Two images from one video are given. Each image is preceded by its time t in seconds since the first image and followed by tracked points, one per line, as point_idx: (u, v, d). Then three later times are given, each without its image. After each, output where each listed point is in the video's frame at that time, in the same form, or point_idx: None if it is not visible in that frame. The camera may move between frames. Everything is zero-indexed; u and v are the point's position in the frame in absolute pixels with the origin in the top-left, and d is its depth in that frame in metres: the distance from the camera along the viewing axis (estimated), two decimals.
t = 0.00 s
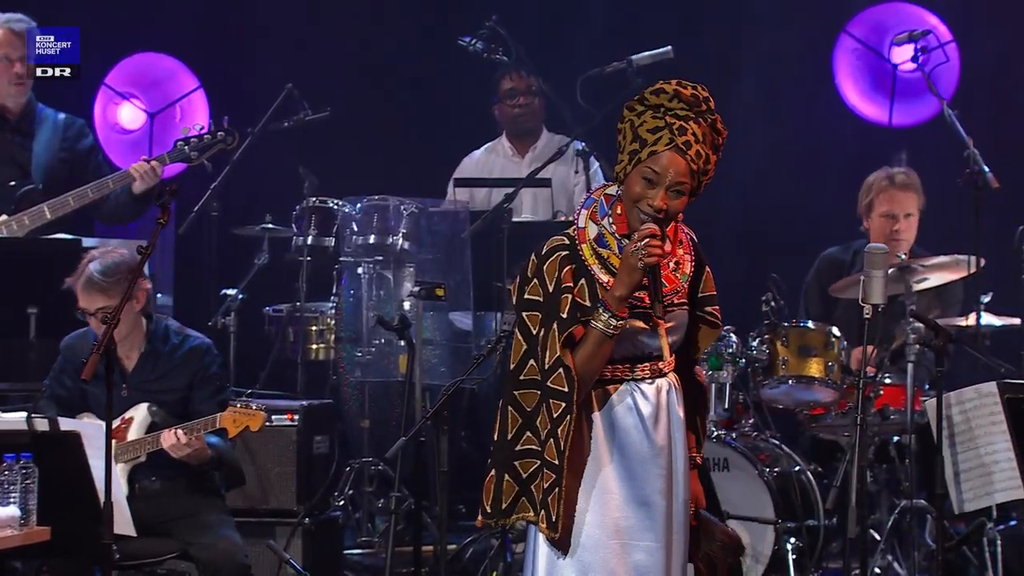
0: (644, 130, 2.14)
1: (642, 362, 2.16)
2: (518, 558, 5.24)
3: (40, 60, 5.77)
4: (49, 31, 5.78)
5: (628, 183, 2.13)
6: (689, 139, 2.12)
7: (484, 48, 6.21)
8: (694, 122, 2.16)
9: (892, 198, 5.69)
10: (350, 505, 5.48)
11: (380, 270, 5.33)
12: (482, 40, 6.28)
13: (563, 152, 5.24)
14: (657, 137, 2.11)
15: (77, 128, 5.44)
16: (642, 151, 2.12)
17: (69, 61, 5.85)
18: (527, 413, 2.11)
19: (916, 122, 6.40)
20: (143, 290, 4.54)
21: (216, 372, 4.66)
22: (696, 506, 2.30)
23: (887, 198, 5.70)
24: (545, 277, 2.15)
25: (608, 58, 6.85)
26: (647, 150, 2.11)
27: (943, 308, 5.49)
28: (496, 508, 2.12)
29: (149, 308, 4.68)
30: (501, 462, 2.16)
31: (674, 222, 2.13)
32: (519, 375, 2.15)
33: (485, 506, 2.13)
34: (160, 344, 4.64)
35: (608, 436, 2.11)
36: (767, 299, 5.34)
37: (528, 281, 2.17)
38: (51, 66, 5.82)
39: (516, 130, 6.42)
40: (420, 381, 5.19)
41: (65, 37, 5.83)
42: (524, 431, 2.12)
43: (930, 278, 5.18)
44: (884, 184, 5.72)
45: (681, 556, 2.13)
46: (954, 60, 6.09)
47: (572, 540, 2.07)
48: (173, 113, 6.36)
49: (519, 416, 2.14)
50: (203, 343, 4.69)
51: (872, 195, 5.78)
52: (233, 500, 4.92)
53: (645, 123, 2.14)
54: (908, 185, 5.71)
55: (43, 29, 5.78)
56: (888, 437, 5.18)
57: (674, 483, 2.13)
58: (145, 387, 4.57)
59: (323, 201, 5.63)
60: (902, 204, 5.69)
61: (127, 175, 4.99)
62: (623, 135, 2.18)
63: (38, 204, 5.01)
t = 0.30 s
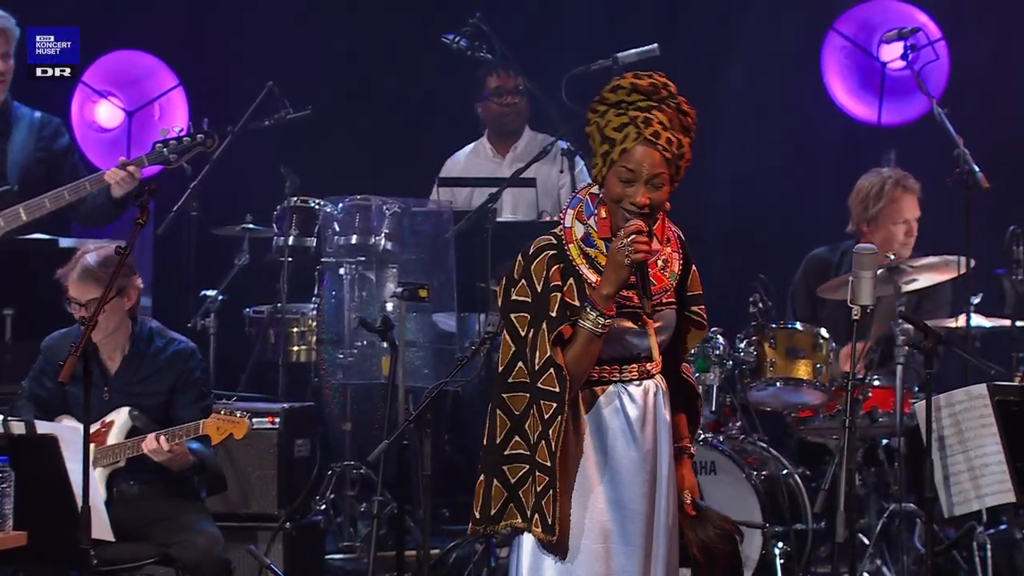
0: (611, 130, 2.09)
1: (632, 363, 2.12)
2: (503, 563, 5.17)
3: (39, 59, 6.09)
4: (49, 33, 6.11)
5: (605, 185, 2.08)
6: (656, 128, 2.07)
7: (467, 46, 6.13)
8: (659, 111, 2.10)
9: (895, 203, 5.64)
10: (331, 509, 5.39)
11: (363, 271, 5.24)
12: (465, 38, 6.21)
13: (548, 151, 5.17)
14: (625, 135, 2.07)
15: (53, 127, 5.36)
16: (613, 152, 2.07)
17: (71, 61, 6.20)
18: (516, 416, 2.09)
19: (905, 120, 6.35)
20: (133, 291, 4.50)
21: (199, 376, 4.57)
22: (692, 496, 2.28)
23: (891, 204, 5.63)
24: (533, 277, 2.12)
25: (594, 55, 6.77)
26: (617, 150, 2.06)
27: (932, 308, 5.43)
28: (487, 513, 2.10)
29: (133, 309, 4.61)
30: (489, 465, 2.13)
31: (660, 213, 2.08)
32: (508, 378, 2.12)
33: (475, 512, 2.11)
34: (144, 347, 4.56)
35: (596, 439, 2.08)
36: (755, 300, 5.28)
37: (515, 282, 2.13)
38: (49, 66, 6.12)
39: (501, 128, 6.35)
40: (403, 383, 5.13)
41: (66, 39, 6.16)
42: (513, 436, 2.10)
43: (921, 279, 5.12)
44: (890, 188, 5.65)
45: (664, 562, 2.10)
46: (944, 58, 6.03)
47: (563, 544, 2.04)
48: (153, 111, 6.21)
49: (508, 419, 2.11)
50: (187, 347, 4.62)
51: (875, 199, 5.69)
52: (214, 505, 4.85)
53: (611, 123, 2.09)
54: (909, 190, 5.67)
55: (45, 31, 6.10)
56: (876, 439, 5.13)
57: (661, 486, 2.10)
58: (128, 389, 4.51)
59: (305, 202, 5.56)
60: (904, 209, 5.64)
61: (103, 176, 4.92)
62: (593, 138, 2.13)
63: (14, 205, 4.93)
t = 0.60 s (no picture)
0: (552, 139, 2.04)
1: (611, 366, 2.08)
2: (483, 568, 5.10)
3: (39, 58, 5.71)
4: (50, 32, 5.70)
5: (564, 192, 2.03)
6: (593, 122, 2.01)
7: (446, 44, 6.05)
8: (591, 104, 2.05)
9: (887, 204, 5.57)
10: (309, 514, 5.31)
11: (342, 271, 5.17)
12: (445, 35, 6.12)
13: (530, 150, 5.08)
14: (566, 139, 2.02)
15: (27, 126, 5.26)
16: (561, 159, 2.02)
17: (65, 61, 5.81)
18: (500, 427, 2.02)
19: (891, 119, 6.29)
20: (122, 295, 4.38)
21: (189, 381, 4.47)
22: (682, 491, 2.25)
23: (883, 204, 5.57)
24: (510, 287, 2.05)
25: (578, 51, 6.68)
26: (563, 156, 2.01)
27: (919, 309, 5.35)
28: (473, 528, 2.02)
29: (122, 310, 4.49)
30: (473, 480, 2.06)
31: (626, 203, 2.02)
32: (490, 389, 2.04)
33: (462, 527, 2.03)
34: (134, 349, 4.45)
35: (579, 446, 2.04)
36: (739, 301, 5.19)
37: (492, 292, 2.07)
38: (50, 65, 5.77)
39: (483, 126, 6.26)
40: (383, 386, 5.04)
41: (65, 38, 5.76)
42: (497, 447, 2.03)
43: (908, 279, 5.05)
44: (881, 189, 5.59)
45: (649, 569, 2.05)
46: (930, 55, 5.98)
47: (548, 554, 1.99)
48: (126, 109, 6.16)
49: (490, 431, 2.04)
50: (178, 351, 4.51)
51: (867, 200, 5.62)
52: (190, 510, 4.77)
53: (549, 132, 2.04)
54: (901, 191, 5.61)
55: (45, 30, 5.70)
56: (863, 441, 5.05)
57: (644, 492, 2.06)
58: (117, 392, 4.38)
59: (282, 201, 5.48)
60: (896, 210, 5.58)
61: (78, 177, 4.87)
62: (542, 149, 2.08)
63: None
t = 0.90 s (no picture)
0: (520, 134, 2.06)
1: (593, 367, 2.07)
2: (467, 572, 5.02)
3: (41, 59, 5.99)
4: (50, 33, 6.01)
5: (531, 190, 2.05)
6: (558, 117, 2.02)
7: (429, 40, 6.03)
8: (558, 100, 2.05)
9: (875, 203, 5.51)
10: (290, 519, 5.22)
11: (323, 272, 5.07)
12: (427, 34, 6.09)
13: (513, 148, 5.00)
14: (532, 134, 2.03)
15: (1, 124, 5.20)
16: (527, 154, 2.04)
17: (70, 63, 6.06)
18: (476, 432, 2.01)
19: (882, 116, 6.22)
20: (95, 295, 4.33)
21: (162, 381, 4.39)
22: (677, 502, 2.21)
23: (869, 202, 5.51)
24: (480, 290, 2.07)
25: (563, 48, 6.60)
26: (528, 152, 2.03)
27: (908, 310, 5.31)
28: (450, 535, 2.00)
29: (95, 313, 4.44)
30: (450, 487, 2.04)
31: (590, 200, 2.03)
32: (465, 394, 2.04)
33: (438, 534, 2.01)
34: (107, 350, 4.39)
35: (559, 448, 2.03)
36: (726, 302, 5.13)
37: (465, 296, 2.08)
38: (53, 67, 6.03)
39: (466, 124, 6.19)
40: (364, 389, 4.97)
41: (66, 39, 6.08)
42: (474, 452, 2.01)
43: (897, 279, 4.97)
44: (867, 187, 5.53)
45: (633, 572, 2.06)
46: (920, 53, 5.91)
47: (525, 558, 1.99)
48: (103, 107, 6.11)
49: (466, 436, 2.02)
50: (151, 352, 4.44)
51: (854, 200, 5.56)
52: (168, 514, 4.70)
53: (517, 128, 2.06)
54: (887, 188, 5.55)
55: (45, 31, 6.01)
56: (852, 444, 5.00)
57: (625, 495, 2.06)
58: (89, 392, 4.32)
59: (263, 201, 5.42)
60: (883, 208, 5.52)
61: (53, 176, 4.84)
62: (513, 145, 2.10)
63: None
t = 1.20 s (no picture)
0: (509, 122, 2.09)
1: (569, 366, 2.10)
2: None
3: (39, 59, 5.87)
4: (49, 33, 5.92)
5: (512, 177, 2.09)
6: (543, 109, 2.05)
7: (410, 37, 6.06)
8: (548, 92, 2.07)
9: (859, 207, 5.43)
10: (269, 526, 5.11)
11: (302, 274, 5.02)
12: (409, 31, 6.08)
13: (495, 147, 4.93)
14: (517, 121, 2.06)
15: None
16: (512, 138, 2.07)
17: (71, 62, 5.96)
18: (446, 427, 2.06)
19: (871, 116, 6.14)
20: (66, 292, 4.26)
21: (131, 385, 4.32)
22: (661, 498, 2.16)
23: (854, 206, 5.43)
24: (460, 282, 2.12)
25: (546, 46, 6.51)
26: (509, 139, 2.06)
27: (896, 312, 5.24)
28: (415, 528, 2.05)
29: (62, 312, 4.35)
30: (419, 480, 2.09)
31: (565, 195, 2.06)
32: (437, 388, 2.08)
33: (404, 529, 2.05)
34: (73, 352, 4.31)
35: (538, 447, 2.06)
36: (711, 305, 5.05)
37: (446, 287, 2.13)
38: (51, 66, 5.91)
39: (447, 123, 6.11)
40: (345, 393, 4.90)
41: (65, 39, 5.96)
42: (443, 447, 2.06)
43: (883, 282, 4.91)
44: (852, 191, 5.45)
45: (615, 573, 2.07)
46: (908, 51, 5.83)
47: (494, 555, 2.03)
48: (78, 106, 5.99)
49: (436, 431, 2.07)
50: (119, 353, 4.35)
51: (838, 204, 5.49)
52: (143, 520, 4.61)
53: (507, 116, 2.10)
54: (873, 191, 5.46)
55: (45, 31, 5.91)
56: (840, 449, 4.93)
57: (609, 495, 2.08)
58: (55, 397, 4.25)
59: (241, 201, 5.36)
60: (868, 212, 5.43)
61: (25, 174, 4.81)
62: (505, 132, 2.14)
63: None
